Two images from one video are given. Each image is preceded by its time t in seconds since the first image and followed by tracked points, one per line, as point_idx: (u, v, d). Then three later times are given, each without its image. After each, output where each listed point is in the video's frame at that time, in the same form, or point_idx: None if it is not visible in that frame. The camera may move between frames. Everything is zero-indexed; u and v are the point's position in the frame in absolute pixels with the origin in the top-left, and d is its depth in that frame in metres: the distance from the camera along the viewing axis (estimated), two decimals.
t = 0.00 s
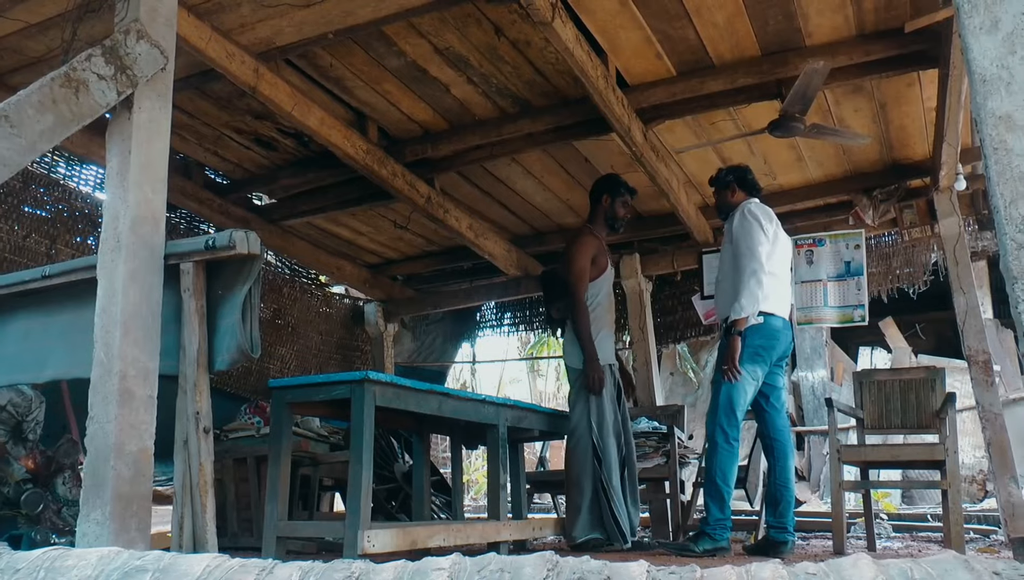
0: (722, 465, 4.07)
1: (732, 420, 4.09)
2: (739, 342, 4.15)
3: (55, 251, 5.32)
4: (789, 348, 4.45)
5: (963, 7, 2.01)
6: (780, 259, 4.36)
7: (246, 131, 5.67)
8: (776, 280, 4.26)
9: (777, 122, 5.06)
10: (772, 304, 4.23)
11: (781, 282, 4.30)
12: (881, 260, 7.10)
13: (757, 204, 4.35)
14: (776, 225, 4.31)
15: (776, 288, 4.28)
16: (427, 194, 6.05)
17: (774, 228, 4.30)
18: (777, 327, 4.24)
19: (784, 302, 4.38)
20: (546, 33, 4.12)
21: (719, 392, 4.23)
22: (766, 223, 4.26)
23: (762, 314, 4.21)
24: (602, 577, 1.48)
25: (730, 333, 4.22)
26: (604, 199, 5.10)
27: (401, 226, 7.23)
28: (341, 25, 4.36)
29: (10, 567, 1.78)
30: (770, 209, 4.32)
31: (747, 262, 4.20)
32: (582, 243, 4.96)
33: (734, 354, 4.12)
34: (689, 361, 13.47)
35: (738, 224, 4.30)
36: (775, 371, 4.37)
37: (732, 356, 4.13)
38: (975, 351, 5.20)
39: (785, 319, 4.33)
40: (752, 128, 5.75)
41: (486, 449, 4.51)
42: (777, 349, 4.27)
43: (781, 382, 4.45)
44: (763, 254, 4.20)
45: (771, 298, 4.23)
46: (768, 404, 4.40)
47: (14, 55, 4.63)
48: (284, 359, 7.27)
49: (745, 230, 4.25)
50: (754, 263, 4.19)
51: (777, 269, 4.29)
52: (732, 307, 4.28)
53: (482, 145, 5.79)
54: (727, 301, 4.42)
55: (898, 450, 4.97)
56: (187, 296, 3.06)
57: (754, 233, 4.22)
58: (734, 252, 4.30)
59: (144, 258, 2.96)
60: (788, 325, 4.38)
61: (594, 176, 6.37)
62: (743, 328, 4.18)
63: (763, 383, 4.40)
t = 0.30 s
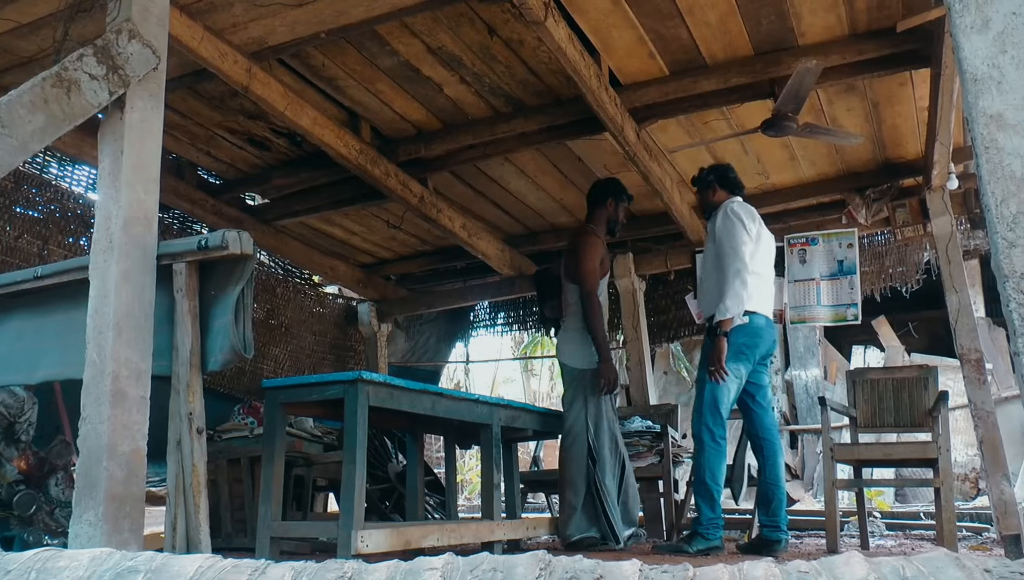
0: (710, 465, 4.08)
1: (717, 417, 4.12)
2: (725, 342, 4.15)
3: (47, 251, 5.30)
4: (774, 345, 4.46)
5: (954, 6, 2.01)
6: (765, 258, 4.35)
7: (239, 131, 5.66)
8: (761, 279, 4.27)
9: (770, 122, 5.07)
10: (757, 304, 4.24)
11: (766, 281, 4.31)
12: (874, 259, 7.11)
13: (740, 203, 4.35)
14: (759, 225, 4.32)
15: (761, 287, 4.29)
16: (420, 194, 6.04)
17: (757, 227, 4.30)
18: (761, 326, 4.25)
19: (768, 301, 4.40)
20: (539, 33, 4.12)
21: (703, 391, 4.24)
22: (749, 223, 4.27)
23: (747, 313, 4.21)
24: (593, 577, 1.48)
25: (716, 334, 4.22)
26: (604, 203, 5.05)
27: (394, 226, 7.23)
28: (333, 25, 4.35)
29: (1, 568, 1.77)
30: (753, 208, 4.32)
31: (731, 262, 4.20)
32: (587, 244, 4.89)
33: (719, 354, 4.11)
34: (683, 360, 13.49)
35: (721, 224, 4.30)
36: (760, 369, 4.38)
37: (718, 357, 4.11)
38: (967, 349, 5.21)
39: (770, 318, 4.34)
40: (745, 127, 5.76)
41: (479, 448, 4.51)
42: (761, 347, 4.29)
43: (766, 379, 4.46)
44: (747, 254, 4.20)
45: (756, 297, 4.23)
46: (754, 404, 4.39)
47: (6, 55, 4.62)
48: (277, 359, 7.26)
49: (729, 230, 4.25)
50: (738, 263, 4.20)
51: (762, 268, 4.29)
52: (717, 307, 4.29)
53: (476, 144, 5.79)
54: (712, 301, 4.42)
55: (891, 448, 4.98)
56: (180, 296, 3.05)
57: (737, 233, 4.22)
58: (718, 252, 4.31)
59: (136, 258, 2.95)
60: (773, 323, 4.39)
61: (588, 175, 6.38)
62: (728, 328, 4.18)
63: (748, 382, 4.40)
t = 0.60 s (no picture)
0: (697, 464, 4.09)
1: (701, 416, 4.11)
2: (696, 341, 4.17)
3: (39, 252, 5.29)
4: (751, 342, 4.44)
5: (946, 5, 2.02)
6: (741, 257, 4.33)
7: (231, 131, 5.65)
8: (734, 278, 4.27)
9: (762, 120, 5.07)
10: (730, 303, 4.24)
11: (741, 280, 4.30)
12: (867, 257, 7.13)
13: (716, 201, 4.33)
14: (734, 223, 4.30)
15: (734, 286, 4.29)
16: (413, 194, 6.04)
17: (732, 225, 4.29)
18: (735, 324, 4.24)
19: (743, 299, 4.36)
20: (531, 32, 4.12)
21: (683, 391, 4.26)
22: (724, 222, 4.26)
23: (718, 312, 4.21)
24: (587, 576, 1.48)
25: (687, 334, 4.22)
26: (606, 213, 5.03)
27: (387, 226, 7.23)
28: (325, 24, 4.34)
29: None
30: (729, 207, 4.30)
31: (703, 262, 4.20)
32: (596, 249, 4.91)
33: (690, 355, 4.14)
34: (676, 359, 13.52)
35: (696, 223, 4.30)
36: (736, 367, 4.38)
37: (690, 357, 4.14)
38: (960, 347, 5.23)
39: (745, 315, 4.32)
40: (738, 126, 5.78)
41: (473, 447, 4.51)
42: (737, 344, 4.27)
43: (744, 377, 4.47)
44: (720, 254, 4.20)
45: (728, 297, 4.24)
46: (732, 404, 4.40)
47: None
48: (271, 359, 7.26)
49: (702, 230, 4.25)
50: (711, 263, 4.19)
51: (736, 267, 4.29)
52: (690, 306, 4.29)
53: (468, 144, 5.79)
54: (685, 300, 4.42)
55: (885, 446, 4.99)
56: (172, 297, 3.04)
57: (711, 232, 4.22)
58: (692, 251, 4.31)
59: (129, 258, 2.94)
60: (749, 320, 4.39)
61: (580, 174, 6.38)
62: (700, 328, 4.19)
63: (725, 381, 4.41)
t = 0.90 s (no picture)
0: (692, 461, 4.11)
1: (692, 411, 4.14)
2: (668, 340, 4.29)
3: (33, 253, 5.27)
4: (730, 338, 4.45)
5: (938, 3, 2.03)
6: (717, 255, 4.35)
7: (225, 131, 5.64)
8: (710, 276, 4.29)
9: (756, 119, 5.08)
10: (705, 301, 4.27)
11: (716, 278, 4.33)
12: (862, 255, 7.13)
13: (694, 198, 4.34)
14: (712, 221, 4.32)
15: (710, 283, 4.32)
16: (408, 193, 6.04)
17: (709, 223, 4.30)
18: (712, 320, 4.26)
19: (722, 296, 4.38)
20: (525, 31, 4.12)
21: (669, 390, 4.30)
22: (700, 220, 4.27)
23: (693, 310, 4.23)
24: (583, 575, 1.48)
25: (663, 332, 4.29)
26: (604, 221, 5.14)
27: (382, 226, 7.23)
28: (319, 24, 4.34)
29: None
30: (707, 204, 4.31)
31: (678, 261, 4.23)
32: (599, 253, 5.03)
33: (662, 353, 4.28)
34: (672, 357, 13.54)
35: (673, 220, 4.32)
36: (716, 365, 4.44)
37: (660, 356, 4.31)
38: (954, 344, 5.23)
39: (723, 311, 4.35)
40: (732, 124, 5.78)
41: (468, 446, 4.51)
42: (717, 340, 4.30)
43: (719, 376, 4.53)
44: (695, 253, 4.22)
45: (703, 295, 4.27)
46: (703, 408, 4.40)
47: None
48: (266, 359, 7.25)
49: (679, 229, 4.27)
50: (686, 262, 4.22)
51: (712, 264, 4.31)
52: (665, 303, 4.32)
53: (463, 143, 5.79)
54: (661, 296, 4.45)
55: (879, 443, 5.00)
56: (167, 297, 3.03)
57: (687, 230, 4.24)
58: (668, 248, 4.33)
59: (123, 259, 2.94)
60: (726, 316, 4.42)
61: (575, 173, 6.39)
62: (674, 327, 4.25)
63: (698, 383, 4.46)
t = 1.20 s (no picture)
0: (689, 459, 4.12)
1: (689, 409, 4.17)
2: (654, 337, 4.26)
3: (28, 254, 5.26)
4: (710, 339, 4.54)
5: (932, 1, 2.03)
6: (703, 253, 4.35)
7: (219, 131, 5.63)
8: (695, 274, 4.28)
9: (751, 117, 5.08)
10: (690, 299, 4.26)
11: (702, 276, 4.32)
12: (856, 253, 7.14)
13: (680, 197, 4.34)
14: (698, 219, 4.31)
15: (696, 281, 4.31)
16: (402, 193, 6.03)
17: (696, 222, 4.30)
18: (700, 319, 4.30)
19: (707, 295, 4.39)
20: (519, 30, 4.12)
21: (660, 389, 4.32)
22: (688, 218, 4.27)
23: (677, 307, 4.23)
24: (579, 573, 1.48)
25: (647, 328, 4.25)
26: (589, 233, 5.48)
27: (377, 225, 7.22)
28: (312, 24, 4.33)
29: None
30: (693, 203, 4.31)
31: (664, 259, 4.21)
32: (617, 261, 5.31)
33: (647, 351, 4.25)
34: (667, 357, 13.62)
35: (659, 218, 4.31)
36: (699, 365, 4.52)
37: (646, 352, 4.27)
38: (949, 341, 5.25)
39: (707, 310, 4.36)
40: (727, 122, 5.78)
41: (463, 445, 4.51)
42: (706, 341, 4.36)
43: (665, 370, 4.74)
44: (681, 250, 4.22)
45: (688, 294, 4.26)
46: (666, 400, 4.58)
47: None
48: (261, 359, 7.24)
49: (666, 226, 4.26)
50: (672, 260, 4.21)
51: (698, 262, 4.30)
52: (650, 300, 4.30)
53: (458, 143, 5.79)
54: (645, 293, 4.44)
55: (874, 440, 5.00)
56: (162, 297, 3.03)
57: (674, 227, 4.23)
58: (654, 246, 4.32)
59: (118, 259, 2.93)
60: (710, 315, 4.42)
61: (570, 172, 6.39)
62: (659, 324, 4.22)
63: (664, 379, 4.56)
